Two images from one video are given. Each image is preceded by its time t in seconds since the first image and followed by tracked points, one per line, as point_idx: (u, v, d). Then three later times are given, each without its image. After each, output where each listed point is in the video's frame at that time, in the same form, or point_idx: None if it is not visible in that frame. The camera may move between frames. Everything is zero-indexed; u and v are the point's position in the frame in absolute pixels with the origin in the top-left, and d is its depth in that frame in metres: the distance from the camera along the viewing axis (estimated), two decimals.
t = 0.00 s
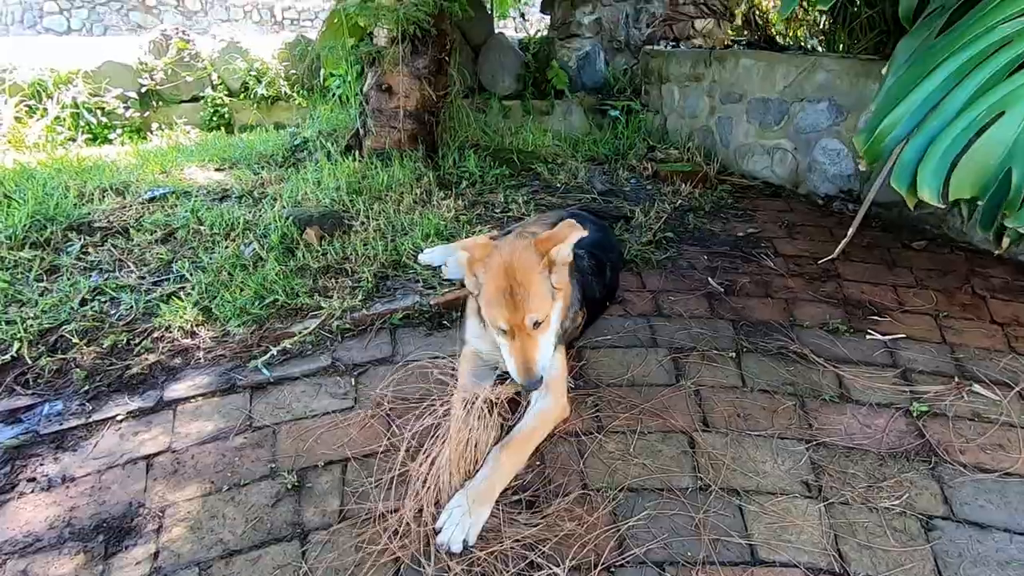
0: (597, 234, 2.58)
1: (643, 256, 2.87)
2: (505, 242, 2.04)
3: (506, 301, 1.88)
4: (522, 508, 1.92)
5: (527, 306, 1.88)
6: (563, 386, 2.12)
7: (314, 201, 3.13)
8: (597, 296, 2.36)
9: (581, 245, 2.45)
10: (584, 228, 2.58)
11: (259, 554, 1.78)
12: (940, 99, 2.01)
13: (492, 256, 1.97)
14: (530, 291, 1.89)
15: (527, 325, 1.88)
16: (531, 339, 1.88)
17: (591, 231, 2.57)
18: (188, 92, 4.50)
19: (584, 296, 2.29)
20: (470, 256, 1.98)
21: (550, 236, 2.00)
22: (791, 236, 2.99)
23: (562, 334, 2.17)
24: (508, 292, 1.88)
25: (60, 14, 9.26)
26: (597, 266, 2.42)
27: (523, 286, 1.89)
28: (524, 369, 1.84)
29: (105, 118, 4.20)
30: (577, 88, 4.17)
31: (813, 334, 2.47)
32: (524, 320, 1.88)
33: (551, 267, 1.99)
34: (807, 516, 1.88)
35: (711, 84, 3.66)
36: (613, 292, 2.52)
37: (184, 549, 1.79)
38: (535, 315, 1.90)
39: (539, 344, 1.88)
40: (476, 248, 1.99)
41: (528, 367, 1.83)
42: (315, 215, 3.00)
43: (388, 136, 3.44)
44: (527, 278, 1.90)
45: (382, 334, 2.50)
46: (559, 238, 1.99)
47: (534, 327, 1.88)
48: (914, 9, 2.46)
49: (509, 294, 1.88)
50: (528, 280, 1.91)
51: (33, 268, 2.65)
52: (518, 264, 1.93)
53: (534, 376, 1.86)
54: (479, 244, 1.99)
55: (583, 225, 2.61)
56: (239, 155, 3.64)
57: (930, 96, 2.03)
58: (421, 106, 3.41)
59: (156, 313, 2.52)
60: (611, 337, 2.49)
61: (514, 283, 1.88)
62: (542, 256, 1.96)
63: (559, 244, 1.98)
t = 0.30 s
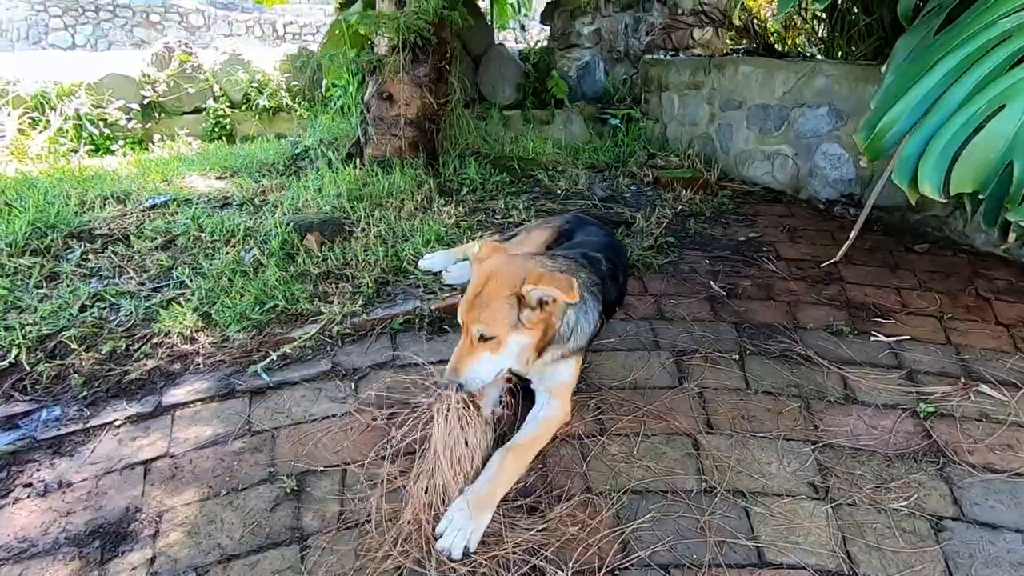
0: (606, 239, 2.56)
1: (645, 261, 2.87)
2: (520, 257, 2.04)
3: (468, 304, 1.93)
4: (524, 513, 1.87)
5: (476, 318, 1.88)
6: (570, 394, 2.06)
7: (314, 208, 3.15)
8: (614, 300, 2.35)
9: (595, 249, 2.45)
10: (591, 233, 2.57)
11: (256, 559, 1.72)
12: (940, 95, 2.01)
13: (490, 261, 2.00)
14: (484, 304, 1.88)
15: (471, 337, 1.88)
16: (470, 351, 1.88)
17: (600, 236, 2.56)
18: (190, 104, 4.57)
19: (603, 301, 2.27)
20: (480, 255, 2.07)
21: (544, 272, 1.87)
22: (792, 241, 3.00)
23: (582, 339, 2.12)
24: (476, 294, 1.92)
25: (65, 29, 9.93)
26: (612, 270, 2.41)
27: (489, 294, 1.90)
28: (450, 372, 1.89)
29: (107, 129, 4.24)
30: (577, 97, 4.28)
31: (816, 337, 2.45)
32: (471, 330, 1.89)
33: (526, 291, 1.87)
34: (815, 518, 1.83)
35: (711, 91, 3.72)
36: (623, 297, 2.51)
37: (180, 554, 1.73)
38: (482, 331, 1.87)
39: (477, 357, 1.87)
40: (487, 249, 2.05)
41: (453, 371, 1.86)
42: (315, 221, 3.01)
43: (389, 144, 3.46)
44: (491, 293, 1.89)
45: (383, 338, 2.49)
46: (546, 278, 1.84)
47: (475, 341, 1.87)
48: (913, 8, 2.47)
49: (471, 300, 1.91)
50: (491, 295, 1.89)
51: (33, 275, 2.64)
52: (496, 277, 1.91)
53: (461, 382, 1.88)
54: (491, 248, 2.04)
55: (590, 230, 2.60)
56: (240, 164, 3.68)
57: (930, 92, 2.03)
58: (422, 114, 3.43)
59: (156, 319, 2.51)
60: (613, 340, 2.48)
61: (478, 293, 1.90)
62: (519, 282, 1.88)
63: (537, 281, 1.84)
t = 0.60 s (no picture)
0: (607, 243, 2.53)
1: (645, 266, 2.87)
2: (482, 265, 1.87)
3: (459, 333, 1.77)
4: (526, 516, 1.85)
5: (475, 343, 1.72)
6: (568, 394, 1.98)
7: (315, 214, 3.16)
8: (609, 305, 2.28)
9: (592, 253, 2.41)
10: (594, 237, 2.55)
11: (255, 563, 1.69)
12: (941, 92, 2.01)
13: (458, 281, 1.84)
14: (478, 328, 1.73)
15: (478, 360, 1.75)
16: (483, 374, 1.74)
17: (603, 240, 2.53)
18: (191, 113, 4.61)
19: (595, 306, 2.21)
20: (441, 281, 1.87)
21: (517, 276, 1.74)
22: (793, 246, 3.00)
23: (567, 340, 1.99)
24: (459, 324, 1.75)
25: (68, 43, 8.46)
26: (609, 274, 2.36)
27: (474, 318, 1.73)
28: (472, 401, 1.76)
29: (108, 139, 4.27)
30: (576, 107, 4.35)
31: (818, 340, 2.45)
32: (475, 354, 1.74)
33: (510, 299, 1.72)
34: (820, 520, 1.81)
35: (710, 99, 3.76)
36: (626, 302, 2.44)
37: (177, 558, 1.71)
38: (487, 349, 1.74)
39: (491, 376, 1.74)
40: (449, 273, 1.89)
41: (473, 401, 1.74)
42: (316, 227, 3.02)
43: (389, 152, 3.51)
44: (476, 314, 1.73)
45: (383, 343, 2.48)
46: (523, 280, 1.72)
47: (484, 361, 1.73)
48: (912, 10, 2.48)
49: (459, 327, 1.75)
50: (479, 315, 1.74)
51: (32, 280, 2.64)
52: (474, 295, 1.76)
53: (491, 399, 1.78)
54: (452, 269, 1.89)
55: (594, 234, 2.58)
56: (241, 172, 3.70)
57: (931, 89, 2.03)
58: (422, 121, 3.48)
59: (155, 324, 2.51)
60: (615, 344, 2.48)
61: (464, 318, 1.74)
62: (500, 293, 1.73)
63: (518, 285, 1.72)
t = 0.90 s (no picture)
0: (598, 248, 2.57)
1: (645, 271, 2.88)
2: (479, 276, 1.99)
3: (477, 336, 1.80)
4: (527, 520, 1.82)
5: (500, 343, 1.80)
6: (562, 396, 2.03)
7: (314, 222, 3.17)
8: (598, 306, 2.31)
9: (582, 257, 2.45)
10: (588, 242, 2.58)
11: (252, 569, 1.67)
12: (937, 92, 2.03)
13: (463, 291, 1.90)
14: (501, 329, 1.81)
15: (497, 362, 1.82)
16: (502, 374, 1.81)
17: (596, 245, 2.57)
18: (191, 125, 4.64)
19: (580, 306, 2.24)
20: (443, 291, 1.91)
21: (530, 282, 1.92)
22: (792, 252, 3.01)
23: (551, 342, 2.08)
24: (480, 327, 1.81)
25: (69, 57, 8.14)
26: (598, 276, 2.40)
27: (497, 320, 1.83)
28: (495, 401, 1.78)
29: (107, 150, 4.28)
30: (574, 116, 4.38)
31: (819, 343, 2.44)
32: (496, 356, 1.81)
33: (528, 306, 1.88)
34: (824, 522, 1.79)
35: (707, 108, 3.80)
36: (618, 304, 2.47)
37: (174, 565, 1.68)
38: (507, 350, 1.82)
39: (510, 378, 1.82)
40: (449, 283, 1.93)
41: (495, 401, 1.77)
42: (315, 234, 3.02)
43: (388, 160, 3.54)
44: (499, 317, 1.83)
45: (381, 348, 2.47)
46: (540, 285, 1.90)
47: (506, 362, 1.81)
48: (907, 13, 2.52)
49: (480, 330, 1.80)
50: (500, 317, 1.83)
51: (29, 288, 2.63)
52: (492, 301, 1.85)
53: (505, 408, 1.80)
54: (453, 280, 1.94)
55: (588, 239, 2.62)
56: (239, 181, 3.71)
57: (928, 89, 2.05)
58: (421, 130, 3.51)
59: (152, 331, 2.50)
60: (615, 348, 2.47)
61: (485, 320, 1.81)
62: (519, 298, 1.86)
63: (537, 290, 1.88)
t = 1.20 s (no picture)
0: (592, 252, 2.55)
1: (643, 276, 2.89)
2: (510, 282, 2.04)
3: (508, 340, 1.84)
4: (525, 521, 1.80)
5: (529, 351, 1.84)
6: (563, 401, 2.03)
7: (313, 226, 3.18)
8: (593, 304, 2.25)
9: (575, 259, 2.42)
10: (582, 246, 2.57)
11: (247, 569, 1.64)
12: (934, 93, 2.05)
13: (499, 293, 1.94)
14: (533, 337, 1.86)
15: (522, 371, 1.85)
16: (524, 384, 1.85)
17: (590, 248, 2.55)
18: (191, 133, 4.68)
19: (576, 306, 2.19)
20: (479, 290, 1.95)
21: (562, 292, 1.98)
22: (790, 259, 3.02)
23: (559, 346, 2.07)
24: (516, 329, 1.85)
25: (69, 68, 7.93)
26: (591, 276, 2.36)
27: (531, 327, 1.87)
28: (513, 410, 1.81)
29: (107, 157, 4.30)
30: (573, 125, 4.42)
31: (818, 347, 2.44)
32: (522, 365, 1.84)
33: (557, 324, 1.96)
34: (825, 523, 1.77)
35: (706, 116, 3.85)
36: (614, 304, 2.42)
37: (168, 565, 1.66)
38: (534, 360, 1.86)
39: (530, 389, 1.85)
40: (485, 284, 1.97)
41: (514, 409, 1.79)
42: (313, 238, 3.03)
43: (387, 167, 3.56)
44: (532, 324, 1.88)
45: (379, 351, 2.46)
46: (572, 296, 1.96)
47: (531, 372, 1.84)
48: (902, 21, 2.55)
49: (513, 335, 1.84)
50: (532, 325, 1.88)
51: (26, 291, 2.63)
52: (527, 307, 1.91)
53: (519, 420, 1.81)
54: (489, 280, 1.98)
55: (583, 243, 2.60)
56: (239, 187, 3.73)
57: (925, 90, 2.07)
58: (421, 137, 3.54)
59: (149, 333, 2.49)
60: (614, 352, 2.47)
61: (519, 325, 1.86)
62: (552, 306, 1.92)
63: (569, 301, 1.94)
